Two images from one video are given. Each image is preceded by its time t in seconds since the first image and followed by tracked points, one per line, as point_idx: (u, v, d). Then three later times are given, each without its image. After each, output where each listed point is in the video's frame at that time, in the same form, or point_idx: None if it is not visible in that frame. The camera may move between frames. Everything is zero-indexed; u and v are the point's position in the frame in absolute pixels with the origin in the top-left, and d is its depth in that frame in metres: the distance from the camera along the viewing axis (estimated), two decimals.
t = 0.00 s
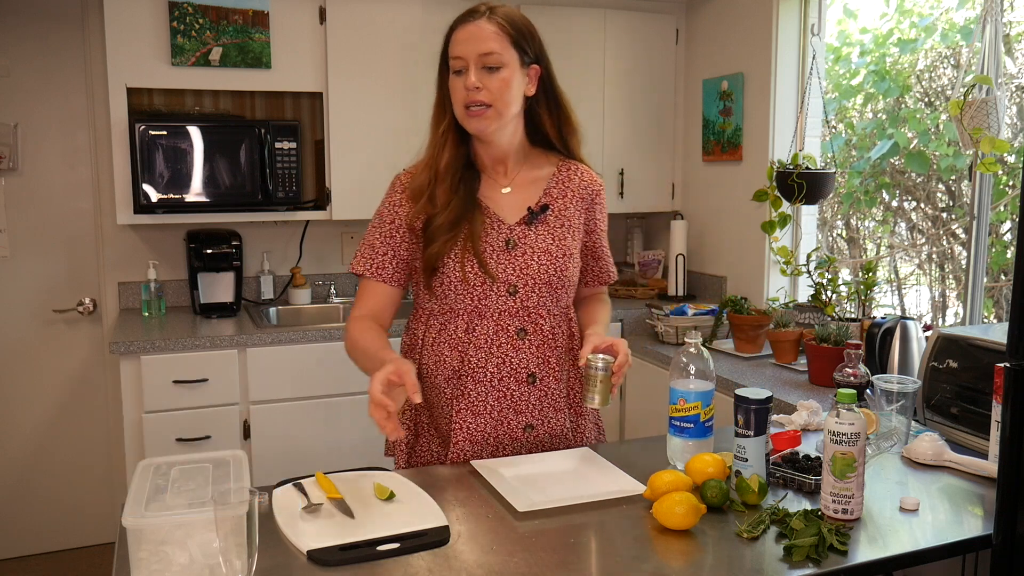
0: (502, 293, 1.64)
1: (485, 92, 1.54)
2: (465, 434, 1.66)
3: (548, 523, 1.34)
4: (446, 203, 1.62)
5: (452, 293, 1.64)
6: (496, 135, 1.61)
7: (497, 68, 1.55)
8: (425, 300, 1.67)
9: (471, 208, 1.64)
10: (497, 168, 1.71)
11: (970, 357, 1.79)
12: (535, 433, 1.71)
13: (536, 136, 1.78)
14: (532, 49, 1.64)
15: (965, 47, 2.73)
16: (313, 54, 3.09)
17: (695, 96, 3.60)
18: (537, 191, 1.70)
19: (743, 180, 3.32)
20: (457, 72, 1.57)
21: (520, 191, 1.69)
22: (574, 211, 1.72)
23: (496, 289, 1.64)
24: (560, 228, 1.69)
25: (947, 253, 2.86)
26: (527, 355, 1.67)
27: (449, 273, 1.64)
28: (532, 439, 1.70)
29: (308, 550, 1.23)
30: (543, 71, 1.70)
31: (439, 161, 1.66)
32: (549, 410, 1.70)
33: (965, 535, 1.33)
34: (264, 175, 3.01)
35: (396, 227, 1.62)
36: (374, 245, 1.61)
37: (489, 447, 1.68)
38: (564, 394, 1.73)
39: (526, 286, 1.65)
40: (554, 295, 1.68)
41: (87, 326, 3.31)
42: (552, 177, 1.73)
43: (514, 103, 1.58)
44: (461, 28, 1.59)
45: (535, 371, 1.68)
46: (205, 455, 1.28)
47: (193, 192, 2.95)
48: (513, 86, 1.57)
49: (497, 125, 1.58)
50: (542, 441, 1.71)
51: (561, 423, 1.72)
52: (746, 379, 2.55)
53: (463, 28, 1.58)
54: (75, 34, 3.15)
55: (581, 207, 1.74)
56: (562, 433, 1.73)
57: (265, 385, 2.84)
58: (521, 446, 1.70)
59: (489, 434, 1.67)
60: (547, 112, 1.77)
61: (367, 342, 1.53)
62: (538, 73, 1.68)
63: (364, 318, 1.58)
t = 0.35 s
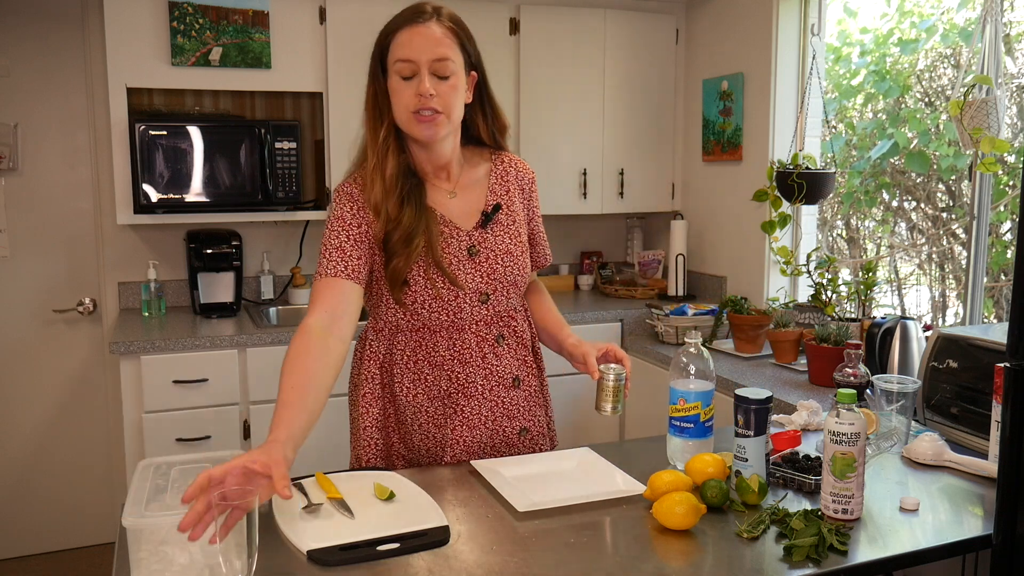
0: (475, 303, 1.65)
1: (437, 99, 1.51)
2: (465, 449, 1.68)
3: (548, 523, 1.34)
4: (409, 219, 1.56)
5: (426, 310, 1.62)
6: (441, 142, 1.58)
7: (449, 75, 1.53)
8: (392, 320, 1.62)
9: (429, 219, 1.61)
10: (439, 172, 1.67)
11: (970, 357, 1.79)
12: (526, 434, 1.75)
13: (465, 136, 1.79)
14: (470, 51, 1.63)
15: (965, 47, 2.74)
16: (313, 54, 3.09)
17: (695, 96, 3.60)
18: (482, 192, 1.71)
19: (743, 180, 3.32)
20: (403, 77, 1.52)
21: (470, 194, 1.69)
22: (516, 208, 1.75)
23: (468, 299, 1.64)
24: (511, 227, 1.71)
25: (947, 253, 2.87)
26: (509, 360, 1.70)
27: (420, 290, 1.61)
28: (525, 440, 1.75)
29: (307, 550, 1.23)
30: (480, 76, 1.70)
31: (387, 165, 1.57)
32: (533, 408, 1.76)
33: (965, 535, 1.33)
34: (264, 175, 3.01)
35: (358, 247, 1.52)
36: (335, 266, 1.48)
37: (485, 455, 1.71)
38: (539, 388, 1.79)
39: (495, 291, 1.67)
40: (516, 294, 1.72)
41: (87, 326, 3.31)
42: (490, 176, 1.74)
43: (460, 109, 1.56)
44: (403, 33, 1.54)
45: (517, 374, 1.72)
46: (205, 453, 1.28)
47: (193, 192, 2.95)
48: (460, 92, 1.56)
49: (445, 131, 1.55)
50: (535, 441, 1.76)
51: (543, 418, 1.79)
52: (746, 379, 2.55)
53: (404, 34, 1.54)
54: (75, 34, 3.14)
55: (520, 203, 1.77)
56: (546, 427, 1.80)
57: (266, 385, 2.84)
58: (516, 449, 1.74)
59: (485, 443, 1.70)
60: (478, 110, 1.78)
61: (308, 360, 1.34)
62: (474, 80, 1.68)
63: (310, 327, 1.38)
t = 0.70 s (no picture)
0: (475, 307, 1.66)
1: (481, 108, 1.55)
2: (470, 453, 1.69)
3: (548, 523, 1.34)
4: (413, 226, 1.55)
5: (426, 316, 1.62)
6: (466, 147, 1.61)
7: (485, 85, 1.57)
8: (391, 327, 1.61)
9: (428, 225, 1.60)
10: (436, 177, 1.66)
11: (971, 358, 1.79)
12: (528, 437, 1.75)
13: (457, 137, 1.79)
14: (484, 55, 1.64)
15: (965, 47, 2.75)
16: (313, 54, 3.09)
17: (695, 96, 3.59)
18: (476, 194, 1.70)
19: (743, 180, 3.32)
20: (450, 84, 1.53)
21: (469, 196, 1.69)
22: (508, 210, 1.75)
23: (468, 303, 1.64)
24: (505, 229, 1.71)
25: (947, 253, 2.87)
26: (510, 363, 1.71)
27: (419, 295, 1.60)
28: (528, 442, 1.75)
29: (307, 550, 1.23)
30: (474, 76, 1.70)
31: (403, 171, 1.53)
32: (535, 411, 1.76)
33: (965, 535, 1.33)
34: (264, 175, 3.01)
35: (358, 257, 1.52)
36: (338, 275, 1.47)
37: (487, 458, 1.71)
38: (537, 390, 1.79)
39: (493, 294, 1.68)
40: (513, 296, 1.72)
41: (87, 326, 3.31)
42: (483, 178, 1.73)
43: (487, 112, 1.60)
44: (444, 41, 1.52)
45: (518, 377, 1.72)
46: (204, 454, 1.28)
47: (193, 192, 2.95)
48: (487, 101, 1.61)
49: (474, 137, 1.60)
50: (538, 442, 1.76)
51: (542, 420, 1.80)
52: (746, 379, 2.55)
53: (445, 40, 1.52)
54: (74, 34, 3.15)
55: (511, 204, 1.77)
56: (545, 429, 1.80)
57: (265, 385, 2.84)
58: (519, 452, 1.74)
59: (488, 446, 1.70)
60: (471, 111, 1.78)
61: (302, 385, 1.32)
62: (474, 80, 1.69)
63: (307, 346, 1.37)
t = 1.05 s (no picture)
0: (482, 300, 1.65)
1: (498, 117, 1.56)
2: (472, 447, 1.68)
3: (549, 523, 1.34)
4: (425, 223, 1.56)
5: (434, 309, 1.62)
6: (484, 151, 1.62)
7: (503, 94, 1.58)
8: (399, 318, 1.62)
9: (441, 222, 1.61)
10: (452, 174, 1.67)
11: (971, 358, 1.79)
12: (532, 434, 1.74)
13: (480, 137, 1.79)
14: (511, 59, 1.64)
15: (965, 47, 2.74)
16: (313, 54, 3.09)
17: (695, 95, 3.60)
18: (491, 191, 1.70)
19: (743, 180, 3.32)
20: (470, 92, 1.54)
21: (481, 193, 1.69)
22: (524, 208, 1.75)
23: (475, 297, 1.64)
24: (518, 227, 1.71)
25: (947, 253, 2.86)
26: (516, 357, 1.70)
27: (425, 286, 1.61)
28: (530, 440, 1.74)
29: (307, 550, 1.23)
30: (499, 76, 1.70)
31: (419, 167, 1.55)
32: (540, 409, 1.75)
33: (965, 535, 1.33)
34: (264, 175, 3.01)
35: (363, 244, 1.56)
36: (343, 262, 1.53)
37: (488, 452, 1.70)
38: (546, 389, 1.78)
39: (501, 289, 1.67)
40: (523, 292, 1.72)
41: (87, 326, 3.31)
42: (499, 176, 1.73)
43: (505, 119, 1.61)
44: (470, 47, 1.53)
45: (525, 373, 1.72)
46: (203, 455, 1.29)
47: (193, 192, 2.95)
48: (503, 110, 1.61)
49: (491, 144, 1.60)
50: (539, 441, 1.75)
51: (549, 420, 1.78)
52: (746, 379, 2.55)
53: (473, 47, 1.53)
54: (74, 34, 3.15)
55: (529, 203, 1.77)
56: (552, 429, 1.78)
57: (265, 385, 2.84)
58: (519, 448, 1.73)
59: (490, 441, 1.69)
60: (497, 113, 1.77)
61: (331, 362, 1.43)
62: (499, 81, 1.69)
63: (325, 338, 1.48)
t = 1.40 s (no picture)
0: (487, 294, 1.66)
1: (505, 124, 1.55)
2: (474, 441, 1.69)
3: (549, 523, 1.34)
4: (431, 219, 1.57)
5: (440, 302, 1.64)
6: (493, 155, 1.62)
7: (512, 100, 1.56)
8: (406, 311, 1.64)
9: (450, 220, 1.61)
10: (466, 173, 1.68)
11: (971, 358, 1.79)
12: (535, 430, 1.74)
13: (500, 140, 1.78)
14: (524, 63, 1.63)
15: (965, 47, 2.74)
16: (313, 54, 3.09)
17: (695, 95, 3.60)
18: (505, 191, 1.70)
19: (743, 180, 3.32)
20: (475, 98, 1.54)
21: (492, 192, 1.68)
22: (538, 208, 1.74)
23: (482, 293, 1.65)
24: (530, 226, 1.70)
25: (947, 253, 2.86)
26: (522, 352, 1.70)
27: (431, 280, 1.63)
28: (532, 436, 1.73)
29: (307, 550, 1.23)
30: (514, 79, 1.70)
31: (426, 167, 1.57)
32: (545, 407, 1.75)
33: (965, 535, 1.33)
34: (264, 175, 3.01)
35: (374, 236, 1.58)
36: (353, 254, 1.57)
37: (490, 446, 1.71)
38: (555, 387, 1.78)
39: (509, 285, 1.67)
40: (532, 289, 1.71)
41: (87, 326, 3.31)
42: (514, 177, 1.73)
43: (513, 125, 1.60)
44: (478, 52, 1.53)
45: (530, 367, 1.72)
46: (204, 455, 1.29)
47: (193, 192, 2.95)
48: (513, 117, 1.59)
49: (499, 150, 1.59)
50: (541, 438, 1.75)
51: (556, 418, 1.77)
52: (746, 379, 2.55)
53: (480, 53, 1.53)
54: (74, 34, 3.15)
55: (544, 204, 1.76)
56: (558, 427, 1.78)
57: (265, 385, 2.84)
58: (521, 445, 1.73)
59: (492, 435, 1.70)
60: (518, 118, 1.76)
61: (371, 358, 1.54)
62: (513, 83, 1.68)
63: (350, 333, 1.58)
